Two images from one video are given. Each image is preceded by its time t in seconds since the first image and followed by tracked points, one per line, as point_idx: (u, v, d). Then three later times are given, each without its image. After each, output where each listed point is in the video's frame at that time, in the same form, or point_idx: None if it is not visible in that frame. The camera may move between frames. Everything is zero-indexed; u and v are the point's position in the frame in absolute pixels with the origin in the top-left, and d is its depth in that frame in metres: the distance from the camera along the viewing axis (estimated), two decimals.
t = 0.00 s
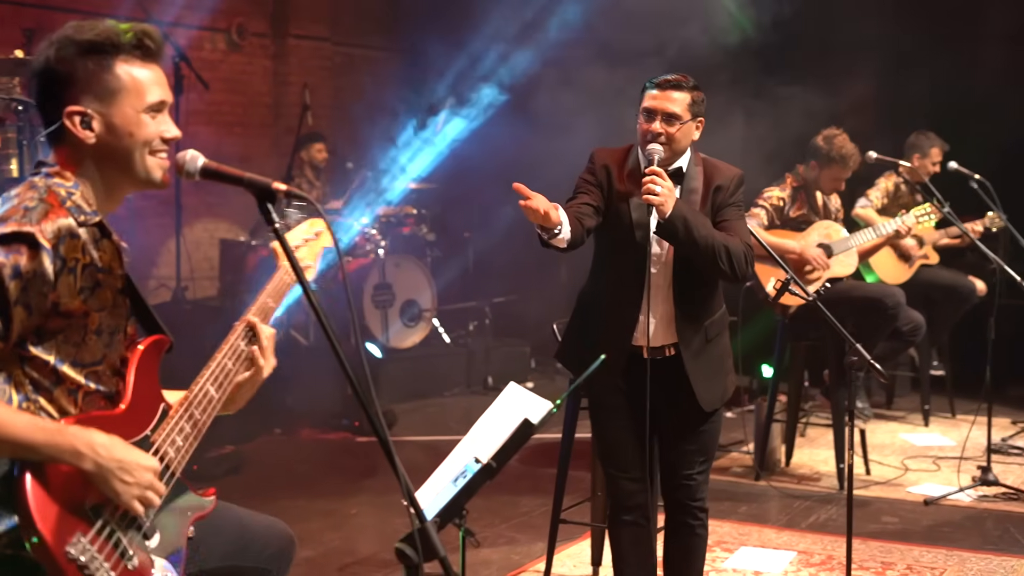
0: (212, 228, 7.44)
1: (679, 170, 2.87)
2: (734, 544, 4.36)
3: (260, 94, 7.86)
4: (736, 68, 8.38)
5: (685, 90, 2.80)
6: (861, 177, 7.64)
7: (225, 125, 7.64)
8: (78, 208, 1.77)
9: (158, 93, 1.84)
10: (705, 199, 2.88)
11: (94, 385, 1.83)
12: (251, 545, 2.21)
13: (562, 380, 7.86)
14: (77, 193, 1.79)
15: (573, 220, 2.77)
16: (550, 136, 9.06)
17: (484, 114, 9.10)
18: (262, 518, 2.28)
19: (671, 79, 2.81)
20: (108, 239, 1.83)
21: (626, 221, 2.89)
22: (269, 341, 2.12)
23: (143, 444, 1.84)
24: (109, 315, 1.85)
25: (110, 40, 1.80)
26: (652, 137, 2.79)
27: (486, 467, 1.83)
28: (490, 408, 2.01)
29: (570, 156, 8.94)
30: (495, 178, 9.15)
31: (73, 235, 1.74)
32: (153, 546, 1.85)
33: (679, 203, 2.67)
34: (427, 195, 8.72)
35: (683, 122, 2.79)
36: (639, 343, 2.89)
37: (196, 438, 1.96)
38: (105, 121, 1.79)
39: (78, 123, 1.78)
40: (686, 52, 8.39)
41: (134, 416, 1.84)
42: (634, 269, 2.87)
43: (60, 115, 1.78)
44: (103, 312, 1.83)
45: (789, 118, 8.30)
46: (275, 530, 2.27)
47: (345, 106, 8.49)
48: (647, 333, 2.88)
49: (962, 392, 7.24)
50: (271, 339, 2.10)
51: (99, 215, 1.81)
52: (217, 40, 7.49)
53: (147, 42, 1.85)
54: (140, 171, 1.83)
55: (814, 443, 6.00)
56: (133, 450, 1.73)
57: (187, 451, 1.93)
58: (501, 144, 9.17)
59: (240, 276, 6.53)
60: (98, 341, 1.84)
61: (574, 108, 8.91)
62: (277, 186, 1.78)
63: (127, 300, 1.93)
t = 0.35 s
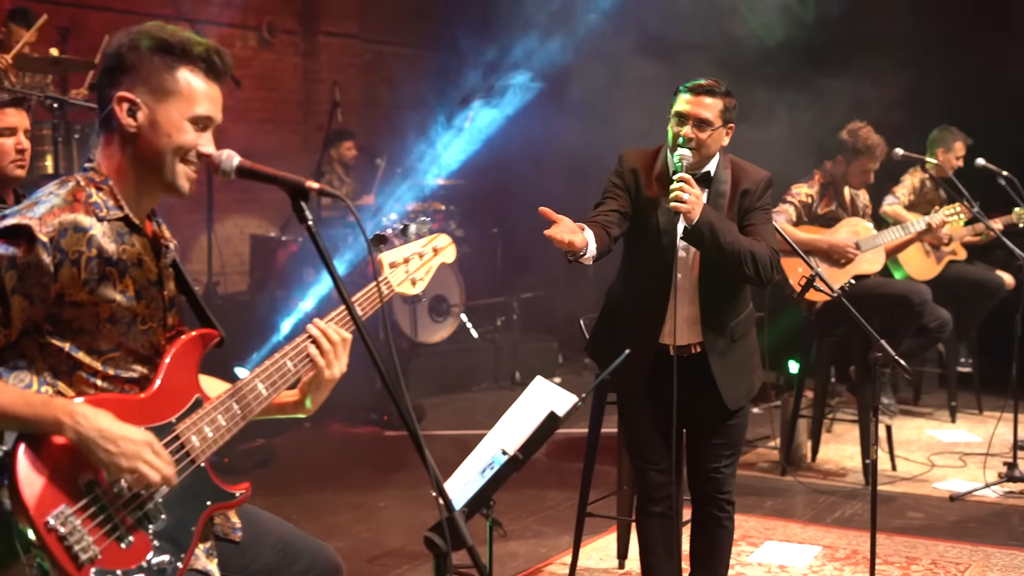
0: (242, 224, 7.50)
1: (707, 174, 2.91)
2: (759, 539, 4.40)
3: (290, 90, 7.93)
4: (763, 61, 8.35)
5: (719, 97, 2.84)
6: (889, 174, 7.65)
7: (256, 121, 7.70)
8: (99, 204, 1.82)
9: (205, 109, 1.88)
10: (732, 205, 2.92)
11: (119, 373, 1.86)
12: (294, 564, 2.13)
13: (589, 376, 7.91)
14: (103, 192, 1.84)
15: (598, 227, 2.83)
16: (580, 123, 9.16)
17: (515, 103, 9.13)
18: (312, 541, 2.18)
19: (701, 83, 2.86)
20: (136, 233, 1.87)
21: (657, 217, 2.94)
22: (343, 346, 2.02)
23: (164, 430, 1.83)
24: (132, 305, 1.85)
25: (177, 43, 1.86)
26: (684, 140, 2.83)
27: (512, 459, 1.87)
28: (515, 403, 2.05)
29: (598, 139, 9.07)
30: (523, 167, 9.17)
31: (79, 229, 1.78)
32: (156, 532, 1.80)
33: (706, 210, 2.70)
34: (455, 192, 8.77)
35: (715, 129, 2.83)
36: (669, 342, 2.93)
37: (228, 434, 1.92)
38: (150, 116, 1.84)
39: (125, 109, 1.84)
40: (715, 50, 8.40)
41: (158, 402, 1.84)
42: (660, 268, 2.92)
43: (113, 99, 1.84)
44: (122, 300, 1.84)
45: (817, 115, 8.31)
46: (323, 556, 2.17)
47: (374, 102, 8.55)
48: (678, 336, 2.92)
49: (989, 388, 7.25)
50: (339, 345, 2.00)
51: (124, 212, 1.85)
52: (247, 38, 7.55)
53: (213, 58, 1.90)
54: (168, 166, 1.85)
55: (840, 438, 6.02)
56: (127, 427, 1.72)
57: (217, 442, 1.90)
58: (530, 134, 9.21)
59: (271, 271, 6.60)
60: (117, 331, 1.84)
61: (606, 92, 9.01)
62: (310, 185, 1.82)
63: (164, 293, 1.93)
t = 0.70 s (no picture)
0: (275, 222, 7.56)
1: (736, 174, 2.95)
2: (788, 535, 4.42)
3: (323, 89, 7.98)
4: (799, 59, 8.36)
5: (750, 98, 2.87)
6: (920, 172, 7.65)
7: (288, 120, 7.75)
8: (140, 185, 1.83)
9: (246, 105, 1.89)
10: (760, 206, 2.96)
11: (163, 350, 1.87)
12: (338, 556, 2.18)
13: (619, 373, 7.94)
14: (143, 175, 1.86)
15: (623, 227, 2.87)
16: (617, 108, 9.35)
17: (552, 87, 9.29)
18: (357, 539, 2.24)
19: (741, 86, 2.88)
20: (177, 213, 1.87)
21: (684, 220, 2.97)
22: (379, 313, 2.07)
23: (208, 404, 1.84)
24: (174, 283, 1.85)
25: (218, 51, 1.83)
26: (713, 141, 2.87)
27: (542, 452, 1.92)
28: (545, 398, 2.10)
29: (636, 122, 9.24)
30: (561, 149, 9.35)
31: (120, 211, 1.78)
32: (202, 505, 1.80)
33: (735, 210, 2.73)
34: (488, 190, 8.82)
35: (745, 130, 2.86)
36: (697, 340, 2.97)
37: (272, 405, 1.97)
38: (192, 120, 1.85)
39: (163, 118, 1.85)
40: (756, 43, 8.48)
41: (202, 377, 1.85)
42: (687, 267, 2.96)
43: (150, 108, 1.85)
44: (165, 279, 1.84)
45: (849, 113, 8.29)
46: (366, 554, 2.23)
47: (406, 100, 8.60)
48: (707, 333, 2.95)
49: (1020, 387, 7.25)
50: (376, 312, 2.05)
51: (164, 192, 1.85)
52: (280, 37, 7.61)
53: (246, 56, 1.88)
54: (208, 156, 1.87)
55: (870, 436, 6.04)
56: (172, 406, 1.72)
57: (260, 414, 1.92)
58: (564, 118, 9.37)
59: (304, 268, 6.66)
60: (159, 308, 1.84)
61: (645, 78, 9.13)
62: (347, 183, 1.86)
63: (204, 269, 1.93)
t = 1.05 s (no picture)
0: (317, 219, 7.61)
1: (772, 174, 2.96)
2: (827, 532, 4.44)
3: (365, 87, 8.01)
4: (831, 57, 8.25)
5: (785, 98, 2.89)
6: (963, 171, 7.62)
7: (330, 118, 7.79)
8: (189, 184, 1.87)
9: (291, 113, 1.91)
10: (795, 203, 2.97)
11: (211, 345, 1.91)
12: (379, 540, 2.21)
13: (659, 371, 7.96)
14: (192, 173, 1.89)
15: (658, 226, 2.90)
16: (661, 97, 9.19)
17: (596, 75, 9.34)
18: (397, 522, 2.28)
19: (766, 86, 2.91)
20: (224, 212, 1.91)
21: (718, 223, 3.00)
22: (418, 300, 2.17)
23: (255, 399, 1.89)
24: (223, 281, 1.90)
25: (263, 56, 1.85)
26: (749, 141, 2.89)
27: (582, 446, 1.96)
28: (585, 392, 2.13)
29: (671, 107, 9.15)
30: (605, 138, 9.39)
31: (173, 212, 1.81)
32: (254, 496, 1.86)
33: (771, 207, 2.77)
34: (529, 189, 8.85)
35: (781, 130, 2.88)
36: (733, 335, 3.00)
37: (315, 395, 2.01)
38: (239, 121, 1.88)
39: (211, 121, 1.87)
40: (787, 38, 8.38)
41: (248, 372, 1.89)
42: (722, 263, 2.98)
43: (198, 113, 1.88)
44: (215, 277, 1.88)
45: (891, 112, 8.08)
46: (407, 539, 2.26)
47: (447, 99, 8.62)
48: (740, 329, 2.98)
49: None
50: (416, 300, 2.15)
51: (212, 191, 1.89)
52: (322, 36, 7.64)
53: (293, 60, 1.89)
54: (260, 158, 1.92)
55: (910, 435, 6.03)
56: (225, 414, 1.77)
57: (305, 405, 1.98)
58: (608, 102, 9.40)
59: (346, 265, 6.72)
60: (209, 307, 1.89)
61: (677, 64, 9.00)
62: (392, 182, 1.90)
63: (250, 267, 1.98)
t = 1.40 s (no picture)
0: (358, 216, 7.64)
1: (809, 173, 2.98)
2: (868, 530, 4.43)
3: (406, 84, 7.99)
4: (881, 52, 8.14)
5: (820, 94, 2.95)
6: (1009, 168, 7.56)
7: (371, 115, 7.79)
8: (240, 201, 1.90)
9: (328, 94, 1.98)
10: (835, 201, 3.00)
11: (252, 360, 1.93)
12: (425, 532, 2.24)
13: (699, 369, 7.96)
14: (242, 189, 1.93)
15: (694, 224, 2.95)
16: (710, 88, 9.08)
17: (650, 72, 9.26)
18: (443, 513, 2.30)
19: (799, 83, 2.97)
20: (272, 227, 1.94)
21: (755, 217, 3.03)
22: (457, 320, 2.20)
23: (295, 412, 1.89)
24: (268, 294, 1.92)
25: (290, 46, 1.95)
26: (786, 137, 2.95)
27: (625, 440, 1.99)
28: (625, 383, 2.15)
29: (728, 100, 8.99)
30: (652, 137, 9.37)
31: (224, 225, 1.84)
32: (292, 509, 1.86)
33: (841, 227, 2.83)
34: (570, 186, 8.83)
35: (815, 124, 2.93)
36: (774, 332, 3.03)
37: (352, 411, 2.01)
38: (283, 120, 1.95)
39: (257, 121, 1.95)
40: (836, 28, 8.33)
41: (289, 386, 1.90)
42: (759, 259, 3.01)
43: (241, 115, 1.95)
44: (261, 290, 1.91)
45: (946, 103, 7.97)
46: (454, 529, 2.28)
47: (488, 95, 8.61)
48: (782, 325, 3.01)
49: None
50: (455, 319, 2.18)
51: (263, 207, 1.93)
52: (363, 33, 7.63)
53: (317, 47, 2.00)
54: (306, 158, 1.97)
55: (952, 433, 6.01)
56: (265, 421, 1.78)
57: (343, 421, 1.98)
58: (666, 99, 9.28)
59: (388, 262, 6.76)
60: (253, 321, 1.91)
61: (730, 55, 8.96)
62: (437, 176, 1.92)
63: (294, 282, 2.01)
